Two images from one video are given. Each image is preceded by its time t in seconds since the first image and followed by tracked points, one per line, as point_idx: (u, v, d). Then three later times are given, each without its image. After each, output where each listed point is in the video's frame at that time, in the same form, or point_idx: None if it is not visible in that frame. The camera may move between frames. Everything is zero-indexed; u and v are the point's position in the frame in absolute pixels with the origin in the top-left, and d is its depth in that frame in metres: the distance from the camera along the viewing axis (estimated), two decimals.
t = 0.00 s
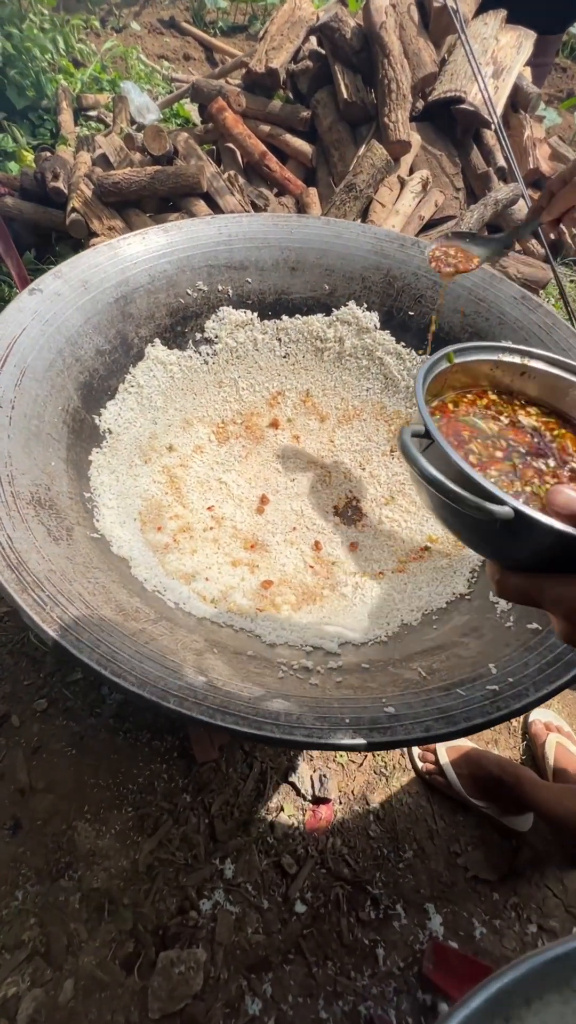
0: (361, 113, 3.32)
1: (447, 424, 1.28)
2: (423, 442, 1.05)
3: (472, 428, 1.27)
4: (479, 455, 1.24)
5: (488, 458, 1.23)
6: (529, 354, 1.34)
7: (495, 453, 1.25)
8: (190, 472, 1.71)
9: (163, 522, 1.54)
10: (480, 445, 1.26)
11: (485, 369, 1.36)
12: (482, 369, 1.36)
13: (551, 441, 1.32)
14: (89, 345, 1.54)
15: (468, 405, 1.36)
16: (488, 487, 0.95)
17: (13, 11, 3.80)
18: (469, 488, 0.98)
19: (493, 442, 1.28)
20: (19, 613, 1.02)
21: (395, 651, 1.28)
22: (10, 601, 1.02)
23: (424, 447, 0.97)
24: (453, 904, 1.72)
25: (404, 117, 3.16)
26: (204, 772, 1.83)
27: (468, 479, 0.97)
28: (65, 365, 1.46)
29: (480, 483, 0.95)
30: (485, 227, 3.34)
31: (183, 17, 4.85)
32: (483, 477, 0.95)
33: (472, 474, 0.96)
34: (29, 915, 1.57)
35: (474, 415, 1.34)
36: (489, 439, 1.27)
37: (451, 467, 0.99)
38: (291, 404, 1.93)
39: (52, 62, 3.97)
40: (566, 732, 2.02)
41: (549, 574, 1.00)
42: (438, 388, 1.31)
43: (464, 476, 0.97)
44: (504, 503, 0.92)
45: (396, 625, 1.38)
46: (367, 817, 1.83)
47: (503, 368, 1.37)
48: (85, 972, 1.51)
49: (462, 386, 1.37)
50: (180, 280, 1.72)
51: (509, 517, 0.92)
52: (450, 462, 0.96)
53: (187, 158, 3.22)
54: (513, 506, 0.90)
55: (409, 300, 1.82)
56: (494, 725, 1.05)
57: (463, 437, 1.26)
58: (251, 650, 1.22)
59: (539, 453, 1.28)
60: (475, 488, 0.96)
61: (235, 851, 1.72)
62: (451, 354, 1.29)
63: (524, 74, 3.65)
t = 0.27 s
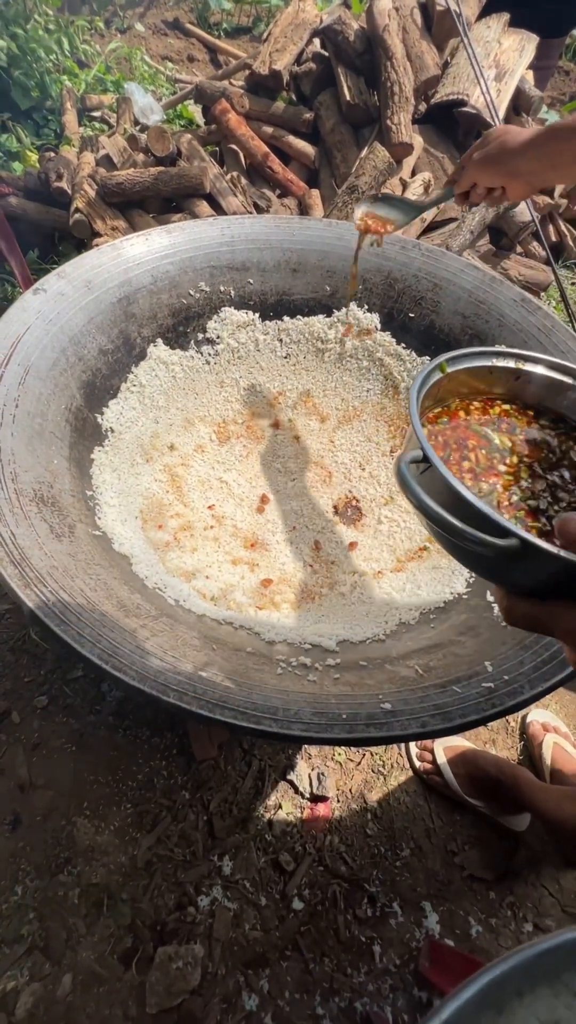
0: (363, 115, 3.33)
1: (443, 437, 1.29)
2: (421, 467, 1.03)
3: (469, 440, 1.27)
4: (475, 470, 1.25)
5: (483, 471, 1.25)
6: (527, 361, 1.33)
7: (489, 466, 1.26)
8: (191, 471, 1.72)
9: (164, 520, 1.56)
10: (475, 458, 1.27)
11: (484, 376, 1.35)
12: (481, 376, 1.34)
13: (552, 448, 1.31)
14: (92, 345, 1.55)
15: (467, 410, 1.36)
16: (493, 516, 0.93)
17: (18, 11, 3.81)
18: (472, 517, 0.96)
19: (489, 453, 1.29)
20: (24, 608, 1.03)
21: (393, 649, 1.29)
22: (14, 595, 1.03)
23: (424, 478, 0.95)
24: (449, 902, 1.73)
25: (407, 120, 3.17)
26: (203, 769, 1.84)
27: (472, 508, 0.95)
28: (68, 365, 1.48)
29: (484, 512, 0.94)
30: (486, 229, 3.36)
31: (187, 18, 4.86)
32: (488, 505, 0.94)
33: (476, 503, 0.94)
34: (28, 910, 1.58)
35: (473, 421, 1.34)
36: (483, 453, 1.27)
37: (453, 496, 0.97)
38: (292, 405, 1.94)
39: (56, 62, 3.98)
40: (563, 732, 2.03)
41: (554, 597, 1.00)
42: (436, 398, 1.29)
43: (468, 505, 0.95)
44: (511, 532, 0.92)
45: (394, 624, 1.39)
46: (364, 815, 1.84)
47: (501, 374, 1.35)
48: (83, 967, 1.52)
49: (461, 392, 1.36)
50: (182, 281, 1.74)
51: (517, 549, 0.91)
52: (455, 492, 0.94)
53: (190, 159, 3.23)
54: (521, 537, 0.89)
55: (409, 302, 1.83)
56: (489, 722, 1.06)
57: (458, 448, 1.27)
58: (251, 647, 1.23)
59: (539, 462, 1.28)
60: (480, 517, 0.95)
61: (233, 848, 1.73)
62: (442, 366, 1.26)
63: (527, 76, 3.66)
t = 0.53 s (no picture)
0: (366, 119, 3.36)
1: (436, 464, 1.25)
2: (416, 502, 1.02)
3: (463, 468, 1.22)
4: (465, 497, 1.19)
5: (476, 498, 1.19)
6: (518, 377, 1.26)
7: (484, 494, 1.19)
8: (194, 471, 1.75)
9: (168, 520, 1.58)
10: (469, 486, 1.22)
11: (477, 399, 1.29)
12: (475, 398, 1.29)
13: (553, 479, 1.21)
14: (97, 346, 1.57)
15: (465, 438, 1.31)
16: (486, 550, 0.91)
17: (24, 14, 3.84)
18: (468, 553, 0.94)
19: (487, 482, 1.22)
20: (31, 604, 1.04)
21: (394, 648, 1.31)
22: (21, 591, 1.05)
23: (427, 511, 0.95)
24: (448, 900, 1.74)
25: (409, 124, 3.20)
26: (204, 767, 1.85)
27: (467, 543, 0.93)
28: (75, 366, 1.50)
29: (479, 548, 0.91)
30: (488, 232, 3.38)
31: (191, 22, 4.89)
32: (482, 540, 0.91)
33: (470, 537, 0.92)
34: (31, 905, 1.60)
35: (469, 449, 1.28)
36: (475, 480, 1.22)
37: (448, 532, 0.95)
38: (295, 407, 1.96)
39: (61, 65, 4.01)
40: (561, 733, 2.04)
41: (561, 633, 0.96)
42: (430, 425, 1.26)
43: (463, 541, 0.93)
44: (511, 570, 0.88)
45: (394, 624, 1.41)
46: (364, 813, 1.86)
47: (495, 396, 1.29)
48: (85, 962, 1.53)
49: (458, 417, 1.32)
50: (186, 284, 1.76)
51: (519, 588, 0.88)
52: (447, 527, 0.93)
53: (194, 162, 3.26)
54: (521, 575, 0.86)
55: (411, 306, 1.84)
56: (488, 720, 1.08)
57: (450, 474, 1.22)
58: (253, 645, 1.25)
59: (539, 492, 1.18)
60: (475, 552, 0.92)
61: (234, 845, 1.75)
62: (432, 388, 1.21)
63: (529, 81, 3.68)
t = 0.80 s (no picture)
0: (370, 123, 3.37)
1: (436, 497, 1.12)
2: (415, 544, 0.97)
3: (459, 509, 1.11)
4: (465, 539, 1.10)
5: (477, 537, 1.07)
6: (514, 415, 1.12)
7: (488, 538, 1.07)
8: (200, 474, 1.76)
9: (174, 522, 1.59)
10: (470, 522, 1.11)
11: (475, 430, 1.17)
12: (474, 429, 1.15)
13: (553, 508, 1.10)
14: (105, 350, 1.58)
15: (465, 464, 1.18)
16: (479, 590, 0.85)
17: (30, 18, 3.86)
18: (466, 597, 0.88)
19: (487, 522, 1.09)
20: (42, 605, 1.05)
21: (399, 651, 1.32)
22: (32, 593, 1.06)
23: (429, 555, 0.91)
24: (451, 902, 1.75)
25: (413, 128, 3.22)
26: (208, 768, 1.86)
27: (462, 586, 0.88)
28: (83, 370, 1.51)
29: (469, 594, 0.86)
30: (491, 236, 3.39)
31: (196, 25, 4.91)
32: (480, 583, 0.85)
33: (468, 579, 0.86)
34: (36, 905, 1.60)
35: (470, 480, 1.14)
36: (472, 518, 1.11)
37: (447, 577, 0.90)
38: (299, 410, 1.97)
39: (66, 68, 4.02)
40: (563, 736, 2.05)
41: None
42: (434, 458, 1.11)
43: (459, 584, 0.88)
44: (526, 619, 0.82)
45: (400, 626, 1.42)
46: (367, 815, 1.86)
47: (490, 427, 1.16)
48: (90, 962, 1.54)
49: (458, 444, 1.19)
50: (193, 288, 1.77)
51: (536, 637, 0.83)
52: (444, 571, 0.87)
53: (199, 165, 3.27)
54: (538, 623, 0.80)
55: (416, 310, 1.86)
56: (493, 722, 1.09)
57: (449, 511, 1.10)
58: (260, 647, 1.26)
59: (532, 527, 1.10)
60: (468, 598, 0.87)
61: (238, 846, 1.75)
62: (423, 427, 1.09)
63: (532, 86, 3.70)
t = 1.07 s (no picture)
0: (372, 125, 3.39)
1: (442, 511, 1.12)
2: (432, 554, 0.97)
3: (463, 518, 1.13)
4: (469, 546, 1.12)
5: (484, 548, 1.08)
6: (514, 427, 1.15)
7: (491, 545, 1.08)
8: (203, 476, 1.77)
9: (178, 524, 1.60)
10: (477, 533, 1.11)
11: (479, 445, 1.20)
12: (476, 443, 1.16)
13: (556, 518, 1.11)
14: (109, 353, 1.59)
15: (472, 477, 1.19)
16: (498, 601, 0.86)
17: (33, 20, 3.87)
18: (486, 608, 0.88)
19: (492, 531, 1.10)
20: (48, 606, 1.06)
21: (402, 652, 1.33)
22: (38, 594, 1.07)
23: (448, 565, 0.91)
24: (452, 903, 1.75)
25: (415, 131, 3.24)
26: (210, 769, 1.87)
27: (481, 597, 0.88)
28: (88, 372, 1.52)
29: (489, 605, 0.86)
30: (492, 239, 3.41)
31: (198, 27, 4.92)
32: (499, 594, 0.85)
33: (490, 594, 0.86)
34: (39, 905, 1.61)
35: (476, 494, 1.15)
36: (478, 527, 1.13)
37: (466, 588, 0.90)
38: (302, 412, 1.98)
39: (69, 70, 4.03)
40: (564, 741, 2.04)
41: None
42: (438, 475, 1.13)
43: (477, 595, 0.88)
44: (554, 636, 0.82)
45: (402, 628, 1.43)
46: (369, 816, 1.87)
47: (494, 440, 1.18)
48: (92, 962, 1.54)
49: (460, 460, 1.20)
50: (197, 291, 1.78)
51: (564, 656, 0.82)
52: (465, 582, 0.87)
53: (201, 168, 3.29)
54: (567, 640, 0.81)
55: (418, 313, 1.86)
56: (496, 723, 1.09)
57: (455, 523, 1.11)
58: (264, 648, 1.27)
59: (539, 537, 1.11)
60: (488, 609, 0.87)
61: (240, 847, 1.76)
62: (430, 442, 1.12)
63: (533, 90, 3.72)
